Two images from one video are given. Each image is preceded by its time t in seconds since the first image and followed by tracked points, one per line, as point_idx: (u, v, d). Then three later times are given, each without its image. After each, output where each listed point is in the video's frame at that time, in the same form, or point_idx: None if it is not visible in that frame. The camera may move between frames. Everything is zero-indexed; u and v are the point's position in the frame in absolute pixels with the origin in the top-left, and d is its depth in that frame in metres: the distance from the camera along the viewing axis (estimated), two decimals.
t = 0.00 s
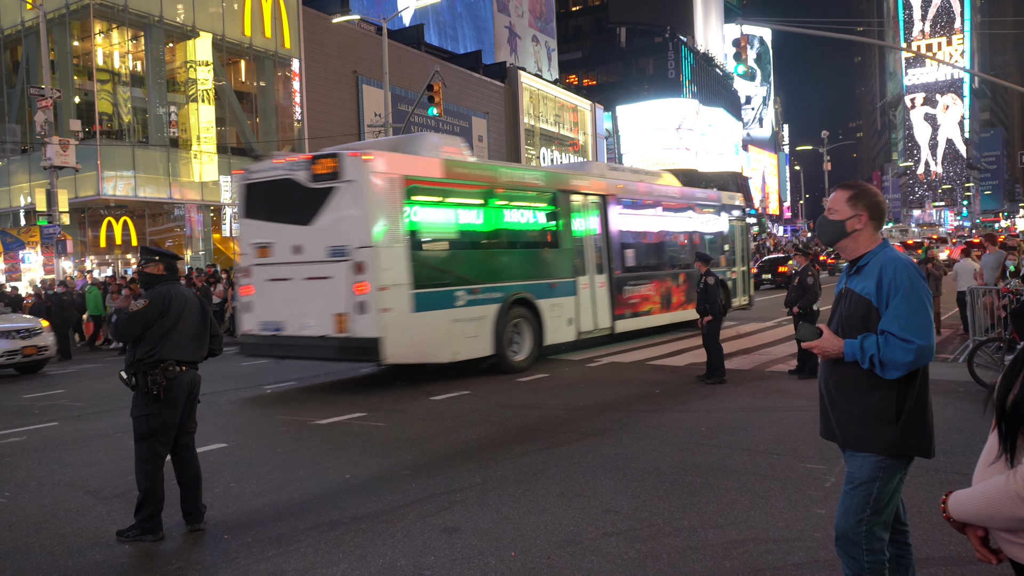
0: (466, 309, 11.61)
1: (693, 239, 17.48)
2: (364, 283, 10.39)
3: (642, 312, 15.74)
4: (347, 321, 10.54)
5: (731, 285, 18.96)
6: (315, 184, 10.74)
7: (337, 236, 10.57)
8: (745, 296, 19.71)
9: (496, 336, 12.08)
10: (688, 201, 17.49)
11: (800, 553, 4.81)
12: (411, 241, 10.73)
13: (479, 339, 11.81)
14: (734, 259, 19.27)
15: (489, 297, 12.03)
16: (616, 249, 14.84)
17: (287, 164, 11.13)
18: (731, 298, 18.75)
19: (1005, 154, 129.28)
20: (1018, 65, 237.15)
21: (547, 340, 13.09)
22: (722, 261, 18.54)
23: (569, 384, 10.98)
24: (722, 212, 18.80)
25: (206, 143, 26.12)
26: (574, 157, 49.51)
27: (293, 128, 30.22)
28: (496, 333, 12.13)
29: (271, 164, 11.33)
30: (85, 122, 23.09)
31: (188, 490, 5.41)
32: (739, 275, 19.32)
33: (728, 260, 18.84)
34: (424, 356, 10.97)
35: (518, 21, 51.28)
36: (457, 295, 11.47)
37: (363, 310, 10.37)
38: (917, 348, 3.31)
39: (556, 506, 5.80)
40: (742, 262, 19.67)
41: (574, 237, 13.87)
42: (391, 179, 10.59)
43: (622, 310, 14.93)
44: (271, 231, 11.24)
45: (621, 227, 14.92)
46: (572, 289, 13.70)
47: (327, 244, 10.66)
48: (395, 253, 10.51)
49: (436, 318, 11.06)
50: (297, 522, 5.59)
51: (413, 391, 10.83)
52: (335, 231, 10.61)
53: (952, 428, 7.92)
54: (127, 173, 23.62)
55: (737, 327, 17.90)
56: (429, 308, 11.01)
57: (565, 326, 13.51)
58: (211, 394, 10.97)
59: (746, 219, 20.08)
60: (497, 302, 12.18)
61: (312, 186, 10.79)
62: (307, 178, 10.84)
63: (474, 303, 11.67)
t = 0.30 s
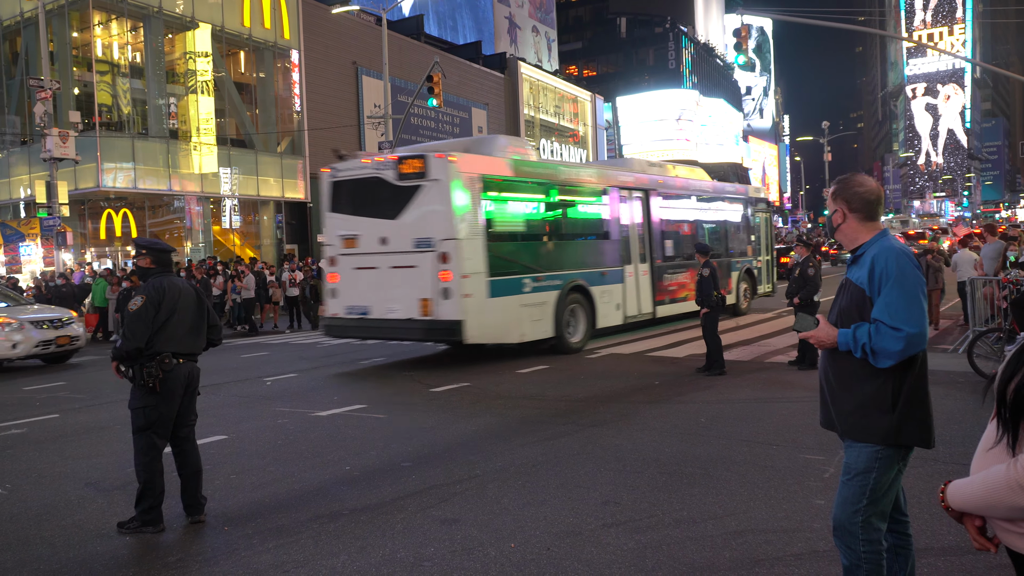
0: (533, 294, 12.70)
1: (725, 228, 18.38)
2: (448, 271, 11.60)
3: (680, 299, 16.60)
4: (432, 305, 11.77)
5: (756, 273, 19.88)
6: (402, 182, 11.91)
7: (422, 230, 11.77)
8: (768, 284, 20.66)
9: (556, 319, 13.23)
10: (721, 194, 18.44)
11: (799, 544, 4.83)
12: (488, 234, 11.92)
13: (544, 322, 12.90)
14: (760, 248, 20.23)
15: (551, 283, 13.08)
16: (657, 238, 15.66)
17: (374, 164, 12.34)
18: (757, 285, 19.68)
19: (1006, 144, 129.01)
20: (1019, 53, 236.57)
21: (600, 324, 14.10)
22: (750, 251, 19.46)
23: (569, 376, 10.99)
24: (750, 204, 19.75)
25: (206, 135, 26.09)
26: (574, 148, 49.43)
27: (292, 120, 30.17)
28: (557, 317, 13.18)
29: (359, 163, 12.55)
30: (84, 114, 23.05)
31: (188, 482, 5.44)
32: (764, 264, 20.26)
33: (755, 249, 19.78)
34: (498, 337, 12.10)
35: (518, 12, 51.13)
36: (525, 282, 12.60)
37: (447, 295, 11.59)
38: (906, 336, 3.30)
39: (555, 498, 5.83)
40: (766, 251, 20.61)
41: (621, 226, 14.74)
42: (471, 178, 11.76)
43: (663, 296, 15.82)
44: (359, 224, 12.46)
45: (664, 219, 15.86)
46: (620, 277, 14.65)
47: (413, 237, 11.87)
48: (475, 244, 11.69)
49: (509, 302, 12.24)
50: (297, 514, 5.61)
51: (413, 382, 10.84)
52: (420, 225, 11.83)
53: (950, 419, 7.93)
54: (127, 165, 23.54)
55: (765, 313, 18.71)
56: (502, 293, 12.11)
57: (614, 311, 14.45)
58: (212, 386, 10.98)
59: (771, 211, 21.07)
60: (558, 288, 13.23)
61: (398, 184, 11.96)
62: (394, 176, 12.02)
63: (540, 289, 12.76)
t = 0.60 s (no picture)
0: (585, 290, 13.96)
1: (749, 230, 19.77)
2: (513, 270, 12.94)
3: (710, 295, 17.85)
4: (498, 300, 13.14)
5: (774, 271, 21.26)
6: (470, 188, 13.25)
7: (489, 232, 13.12)
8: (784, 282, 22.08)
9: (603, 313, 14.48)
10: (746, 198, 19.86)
11: (797, 545, 4.83)
12: (548, 234, 13.22)
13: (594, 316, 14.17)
14: (779, 248, 21.65)
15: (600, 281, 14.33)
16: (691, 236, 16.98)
17: (443, 171, 13.68)
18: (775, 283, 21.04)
19: (1002, 144, 129.26)
20: (1017, 52, 236.39)
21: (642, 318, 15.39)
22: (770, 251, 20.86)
23: (567, 378, 10.99)
24: (771, 207, 21.22)
25: (202, 137, 26.07)
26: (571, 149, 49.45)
27: (290, 122, 30.16)
28: (604, 312, 14.44)
29: (428, 170, 13.91)
30: (80, 117, 23.00)
31: (184, 485, 5.42)
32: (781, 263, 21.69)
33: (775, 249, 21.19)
34: (555, 329, 13.37)
35: (515, 13, 51.18)
36: (578, 279, 13.87)
37: (512, 291, 12.94)
38: (886, 333, 3.33)
39: (554, 500, 5.83)
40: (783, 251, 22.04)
41: (659, 224, 16.07)
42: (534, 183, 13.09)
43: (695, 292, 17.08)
44: (428, 226, 13.86)
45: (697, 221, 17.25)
46: (659, 275, 15.95)
47: (480, 237, 13.22)
48: (537, 245, 13.00)
49: (565, 297, 13.54)
50: (295, 517, 5.61)
51: (411, 384, 10.84)
52: (487, 227, 13.18)
53: (947, 419, 7.95)
54: (124, 167, 23.47)
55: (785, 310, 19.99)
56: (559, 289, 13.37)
57: (653, 307, 15.75)
58: (210, 389, 10.96)
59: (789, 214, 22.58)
60: (606, 285, 14.48)
61: (467, 190, 13.32)
62: (462, 183, 13.38)
63: (591, 285, 14.01)
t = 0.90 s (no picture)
0: (630, 286, 15.17)
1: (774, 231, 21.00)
2: (568, 267, 14.18)
3: (738, 292, 19.05)
4: (553, 295, 14.37)
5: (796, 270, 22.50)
6: (528, 193, 14.52)
7: (546, 233, 14.37)
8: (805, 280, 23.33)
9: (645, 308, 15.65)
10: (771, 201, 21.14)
11: (798, 546, 4.83)
12: (600, 234, 14.46)
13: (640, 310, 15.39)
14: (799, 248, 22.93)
15: (643, 278, 15.53)
16: (722, 234, 18.31)
17: (502, 177, 14.98)
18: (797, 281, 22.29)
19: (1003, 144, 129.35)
20: (1017, 53, 236.53)
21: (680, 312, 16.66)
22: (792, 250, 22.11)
23: (568, 378, 10.99)
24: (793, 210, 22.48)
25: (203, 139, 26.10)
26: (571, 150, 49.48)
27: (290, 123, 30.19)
28: (647, 307, 15.62)
29: (487, 176, 15.21)
30: (81, 118, 23.03)
31: (184, 485, 5.43)
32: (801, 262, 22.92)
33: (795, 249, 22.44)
34: (605, 322, 14.55)
35: (515, 14, 51.31)
36: (624, 276, 15.04)
37: (567, 287, 14.17)
38: (876, 332, 3.36)
39: (554, 500, 5.83)
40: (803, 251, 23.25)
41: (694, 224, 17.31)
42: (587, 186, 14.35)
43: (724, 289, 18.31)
44: (487, 227, 15.14)
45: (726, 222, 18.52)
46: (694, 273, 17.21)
47: (538, 238, 14.48)
48: (590, 244, 14.23)
49: (613, 293, 14.74)
50: (296, 517, 5.62)
51: (412, 386, 10.84)
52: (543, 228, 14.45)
53: (948, 419, 7.95)
54: (124, 168, 23.49)
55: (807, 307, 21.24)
56: (608, 286, 14.58)
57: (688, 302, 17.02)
58: (211, 390, 10.95)
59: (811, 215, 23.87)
60: (647, 282, 15.69)
61: (525, 194, 14.58)
62: (520, 188, 14.65)
63: (635, 282, 15.18)
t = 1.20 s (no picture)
0: (667, 285, 16.36)
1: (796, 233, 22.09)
2: (612, 267, 15.44)
3: (761, 291, 20.17)
4: (598, 293, 15.63)
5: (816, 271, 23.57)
6: (576, 199, 15.89)
7: (593, 236, 15.68)
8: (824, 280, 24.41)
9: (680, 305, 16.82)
10: (795, 205, 22.26)
11: (799, 549, 4.82)
12: (641, 237, 15.71)
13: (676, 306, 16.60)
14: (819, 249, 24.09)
15: (679, 277, 16.74)
16: (749, 236, 19.48)
17: (552, 185, 16.36)
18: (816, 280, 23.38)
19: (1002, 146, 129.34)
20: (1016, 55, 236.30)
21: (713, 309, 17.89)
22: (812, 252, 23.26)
23: (569, 381, 10.97)
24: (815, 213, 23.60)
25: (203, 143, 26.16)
26: (571, 153, 49.54)
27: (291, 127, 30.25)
28: (682, 304, 16.79)
29: (538, 184, 16.61)
30: (81, 123, 22.95)
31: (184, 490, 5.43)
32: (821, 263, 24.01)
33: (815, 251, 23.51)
34: (646, 317, 15.74)
35: (515, 18, 51.40)
36: (662, 276, 16.23)
37: (612, 286, 15.42)
38: (871, 333, 3.36)
39: (555, 504, 5.81)
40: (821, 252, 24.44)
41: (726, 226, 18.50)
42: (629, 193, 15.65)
43: (750, 288, 19.41)
44: (537, 231, 16.53)
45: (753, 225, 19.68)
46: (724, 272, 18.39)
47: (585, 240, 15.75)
48: (633, 247, 15.48)
49: (652, 291, 15.92)
50: (296, 521, 5.60)
51: (412, 389, 10.83)
52: (590, 231, 15.76)
53: (949, 422, 7.93)
54: (124, 173, 23.52)
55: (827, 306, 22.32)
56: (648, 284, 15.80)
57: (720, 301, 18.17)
58: (211, 394, 10.94)
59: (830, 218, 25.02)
60: (683, 281, 16.89)
61: (572, 200, 15.95)
62: (568, 195, 16.04)
63: (671, 281, 16.38)
